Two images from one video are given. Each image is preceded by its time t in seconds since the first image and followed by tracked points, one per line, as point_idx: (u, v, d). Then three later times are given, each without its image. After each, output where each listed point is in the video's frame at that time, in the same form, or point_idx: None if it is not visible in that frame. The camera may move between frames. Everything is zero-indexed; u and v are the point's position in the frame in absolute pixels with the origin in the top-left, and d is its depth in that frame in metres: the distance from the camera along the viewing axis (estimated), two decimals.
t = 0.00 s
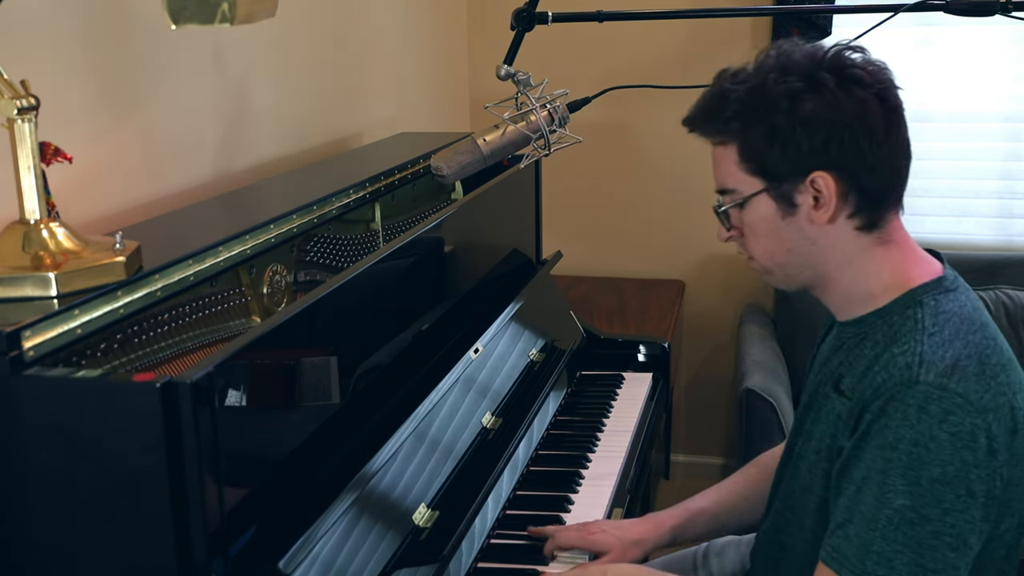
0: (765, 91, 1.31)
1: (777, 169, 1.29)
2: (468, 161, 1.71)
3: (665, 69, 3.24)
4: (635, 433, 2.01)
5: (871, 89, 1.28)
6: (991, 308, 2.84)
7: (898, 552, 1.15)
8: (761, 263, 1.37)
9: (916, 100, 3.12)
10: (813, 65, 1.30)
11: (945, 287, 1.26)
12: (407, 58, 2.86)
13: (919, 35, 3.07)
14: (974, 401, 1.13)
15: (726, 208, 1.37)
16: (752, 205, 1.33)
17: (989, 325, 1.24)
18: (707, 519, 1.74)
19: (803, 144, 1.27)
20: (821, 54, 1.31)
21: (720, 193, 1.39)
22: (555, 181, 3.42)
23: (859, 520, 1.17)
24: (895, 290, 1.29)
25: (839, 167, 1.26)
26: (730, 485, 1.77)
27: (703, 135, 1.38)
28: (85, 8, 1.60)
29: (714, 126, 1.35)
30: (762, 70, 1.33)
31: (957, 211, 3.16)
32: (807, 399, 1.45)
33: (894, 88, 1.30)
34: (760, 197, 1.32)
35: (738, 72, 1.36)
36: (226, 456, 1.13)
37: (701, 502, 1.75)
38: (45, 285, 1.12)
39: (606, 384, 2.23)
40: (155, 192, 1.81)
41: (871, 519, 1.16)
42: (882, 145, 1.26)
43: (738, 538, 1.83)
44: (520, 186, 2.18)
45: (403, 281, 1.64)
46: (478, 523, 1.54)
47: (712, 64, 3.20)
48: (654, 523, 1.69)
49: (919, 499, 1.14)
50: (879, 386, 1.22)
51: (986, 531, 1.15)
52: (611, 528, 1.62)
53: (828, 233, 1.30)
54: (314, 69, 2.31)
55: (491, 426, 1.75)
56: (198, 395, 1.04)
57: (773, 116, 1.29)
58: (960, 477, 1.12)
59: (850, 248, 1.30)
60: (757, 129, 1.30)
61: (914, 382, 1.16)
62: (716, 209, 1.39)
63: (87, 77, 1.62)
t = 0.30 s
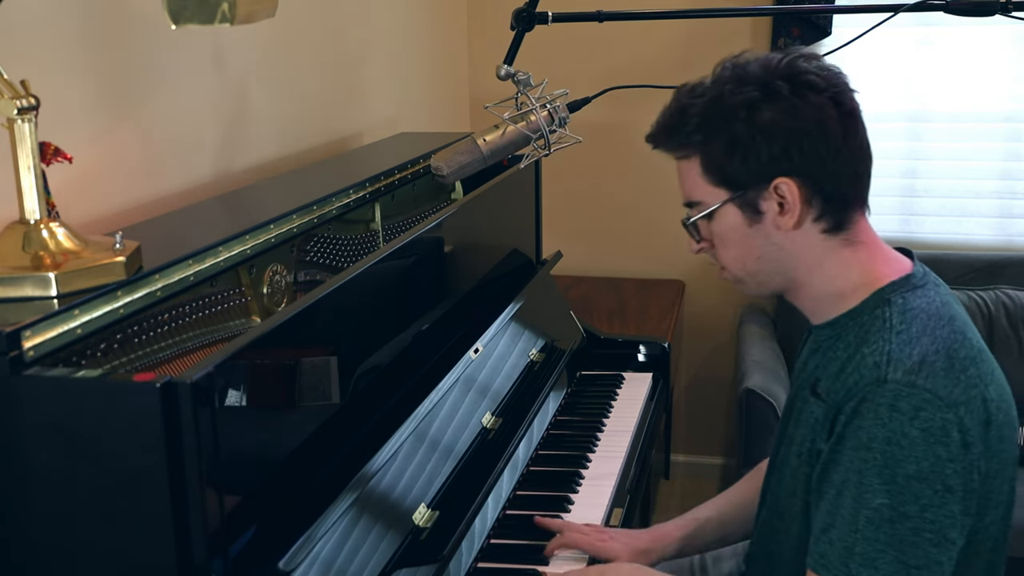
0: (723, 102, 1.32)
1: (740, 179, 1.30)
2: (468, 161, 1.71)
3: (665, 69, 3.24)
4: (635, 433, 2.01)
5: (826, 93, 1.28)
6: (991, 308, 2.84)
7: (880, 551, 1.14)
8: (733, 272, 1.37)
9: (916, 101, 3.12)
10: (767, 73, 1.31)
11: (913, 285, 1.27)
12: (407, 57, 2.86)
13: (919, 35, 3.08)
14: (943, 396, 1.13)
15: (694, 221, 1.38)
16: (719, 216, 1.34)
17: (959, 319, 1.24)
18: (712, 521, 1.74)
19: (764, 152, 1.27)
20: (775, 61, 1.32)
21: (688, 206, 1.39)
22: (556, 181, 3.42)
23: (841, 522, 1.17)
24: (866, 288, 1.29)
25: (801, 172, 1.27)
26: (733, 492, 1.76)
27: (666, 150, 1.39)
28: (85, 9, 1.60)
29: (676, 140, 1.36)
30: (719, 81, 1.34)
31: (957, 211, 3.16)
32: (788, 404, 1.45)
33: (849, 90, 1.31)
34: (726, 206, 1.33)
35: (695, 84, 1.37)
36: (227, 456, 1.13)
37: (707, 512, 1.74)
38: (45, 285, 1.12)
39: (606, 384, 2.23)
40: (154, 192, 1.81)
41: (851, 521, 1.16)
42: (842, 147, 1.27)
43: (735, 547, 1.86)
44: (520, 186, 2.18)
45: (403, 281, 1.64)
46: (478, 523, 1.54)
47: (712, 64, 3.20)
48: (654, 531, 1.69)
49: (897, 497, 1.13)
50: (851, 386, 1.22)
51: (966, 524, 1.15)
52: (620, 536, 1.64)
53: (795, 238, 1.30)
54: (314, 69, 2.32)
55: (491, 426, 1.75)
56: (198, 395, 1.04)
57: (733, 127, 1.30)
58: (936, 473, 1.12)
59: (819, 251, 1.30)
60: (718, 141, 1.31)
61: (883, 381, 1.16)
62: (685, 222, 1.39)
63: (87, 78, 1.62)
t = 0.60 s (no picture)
0: (691, 111, 1.33)
1: (712, 185, 1.31)
2: (468, 161, 1.71)
3: (665, 69, 3.24)
4: (635, 433, 2.01)
5: (791, 97, 1.30)
6: (991, 308, 2.84)
7: (866, 545, 1.14)
8: (712, 278, 1.38)
9: (916, 100, 3.13)
10: (733, 80, 1.32)
11: (888, 280, 1.27)
12: (407, 57, 2.86)
13: (919, 35, 3.08)
14: (920, 386, 1.14)
15: (670, 230, 1.39)
16: (694, 223, 1.35)
17: (936, 311, 1.25)
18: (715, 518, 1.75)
19: (733, 158, 1.29)
20: (740, 68, 1.33)
21: (664, 215, 1.41)
22: (556, 181, 3.42)
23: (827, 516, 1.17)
24: (841, 286, 1.30)
25: (771, 176, 1.28)
26: (739, 480, 1.78)
27: (639, 161, 1.41)
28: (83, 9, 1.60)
29: (649, 151, 1.38)
30: (686, 91, 1.36)
31: (957, 211, 3.16)
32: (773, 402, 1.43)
33: (815, 92, 1.32)
34: (699, 214, 1.34)
35: (664, 96, 1.39)
36: (227, 457, 1.13)
37: (712, 497, 1.77)
38: (45, 285, 1.12)
39: (606, 384, 2.23)
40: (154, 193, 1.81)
41: (836, 515, 1.16)
42: (810, 148, 1.28)
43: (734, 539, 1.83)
44: (519, 186, 2.18)
45: (403, 282, 1.64)
46: (478, 524, 1.54)
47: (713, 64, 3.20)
48: (660, 516, 1.72)
49: (880, 489, 1.13)
50: (831, 382, 1.23)
51: (951, 514, 1.15)
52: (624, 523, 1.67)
53: (769, 242, 1.31)
54: (314, 70, 2.31)
55: (491, 426, 1.75)
56: (197, 395, 1.04)
57: (702, 135, 1.31)
58: (917, 463, 1.12)
59: (793, 252, 1.31)
60: (688, 150, 1.33)
61: (861, 374, 1.17)
62: (661, 231, 1.41)
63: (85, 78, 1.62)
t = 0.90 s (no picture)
0: (664, 120, 1.33)
1: (688, 191, 1.31)
2: (468, 161, 1.71)
3: (665, 69, 3.24)
4: (636, 433, 2.01)
5: (762, 101, 1.29)
6: (991, 308, 2.84)
7: (850, 538, 1.15)
8: (694, 283, 1.38)
9: (916, 100, 3.13)
10: (704, 88, 1.32)
11: (866, 276, 1.27)
12: (407, 57, 2.86)
13: (919, 35, 3.07)
14: (896, 379, 1.14)
15: (650, 237, 1.39)
16: (673, 228, 1.35)
17: (914, 304, 1.24)
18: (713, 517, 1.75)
19: (708, 164, 1.29)
20: (711, 75, 1.33)
21: (644, 222, 1.41)
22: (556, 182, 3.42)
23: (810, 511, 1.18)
24: (821, 282, 1.30)
25: (746, 179, 1.28)
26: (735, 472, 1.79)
27: (617, 171, 1.41)
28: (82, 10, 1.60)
29: (626, 160, 1.38)
30: (658, 100, 1.36)
31: (957, 211, 3.16)
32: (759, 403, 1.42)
33: (785, 95, 1.32)
34: (678, 220, 1.34)
35: (638, 105, 1.39)
36: (225, 457, 1.13)
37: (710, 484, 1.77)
38: (45, 285, 1.12)
39: (606, 384, 2.23)
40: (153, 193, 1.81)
41: (819, 510, 1.17)
42: (783, 151, 1.28)
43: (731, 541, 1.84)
44: (519, 186, 2.18)
45: (404, 282, 1.64)
46: (478, 524, 1.54)
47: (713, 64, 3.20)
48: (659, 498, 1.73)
49: (861, 483, 1.14)
50: (810, 379, 1.23)
51: (933, 505, 1.16)
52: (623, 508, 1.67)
53: (747, 244, 1.31)
54: (314, 70, 2.31)
55: (491, 426, 1.75)
56: (197, 394, 1.04)
57: (676, 143, 1.31)
58: (897, 456, 1.13)
59: (772, 254, 1.31)
60: (664, 157, 1.33)
61: (837, 369, 1.17)
62: (642, 238, 1.40)
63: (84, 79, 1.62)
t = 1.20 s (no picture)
0: (630, 135, 1.34)
1: (659, 203, 1.32)
2: (468, 161, 1.71)
3: (665, 69, 3.24)
4: (636, 433, 2.01)
5: (723, 109, 1.30)
6: (991, 308, 2.84)
7: (834, 539, 1.16)
8: (673, 292, 1.39)
9: (916, 100, 3.12)
10: (667, 100, 1.32)
11: (839, 276, 1.26)
12: (407, 56, 2.86)
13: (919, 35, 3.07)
14: (868, 378, 1.15)
15: (626, 250, 1.39)
16: (648, 240, 1.35)
17: (888, 301, 1.24)
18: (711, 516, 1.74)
19: (676, 174, 1.29)
20: (673, 88, 1.33)
21: (620, 236, 1.41)
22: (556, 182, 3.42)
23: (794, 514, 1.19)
24: (795, 282, 1.29)
25: (715, 187, 1.28)
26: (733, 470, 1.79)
27: (590, 187, 1.41)
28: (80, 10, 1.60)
29: (597, 177, 1.38)
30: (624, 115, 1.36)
31: (957, 211, 3.16)
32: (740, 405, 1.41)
33: (747, 101, 1.32)
34: (651, 231, 1.34)
35: (605, 121, 1.39)
36: (225, 457, 1.13)
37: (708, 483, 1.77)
38: (45, 284, 1.12)
39: (606, 384, 2.23)
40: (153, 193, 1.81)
41: (802, 513, 1.17)
42: (749, 155, 1.28)
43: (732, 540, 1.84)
44: (518, 187, 2.18)
45: (404, 282, 1.64)
46: (478, 524, 1.54)
47: (714, 64, 3.20)
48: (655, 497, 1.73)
49: (841, 483, 1.15)
50: (785, 381, 1.23)
51: (916, 501, 1.16)
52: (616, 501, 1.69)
53: (721, 251, 1.31)
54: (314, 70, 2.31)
55: (491, 426, 1.75)
56: (197, 395, 1.04)
57: (644, 156, 1.32)
58: (874, 454, 1.14)
59: (745, 258, 1.31)
60: (633, 171, 1.34)
61: (809, 371, 1.17)
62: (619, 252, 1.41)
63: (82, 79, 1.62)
